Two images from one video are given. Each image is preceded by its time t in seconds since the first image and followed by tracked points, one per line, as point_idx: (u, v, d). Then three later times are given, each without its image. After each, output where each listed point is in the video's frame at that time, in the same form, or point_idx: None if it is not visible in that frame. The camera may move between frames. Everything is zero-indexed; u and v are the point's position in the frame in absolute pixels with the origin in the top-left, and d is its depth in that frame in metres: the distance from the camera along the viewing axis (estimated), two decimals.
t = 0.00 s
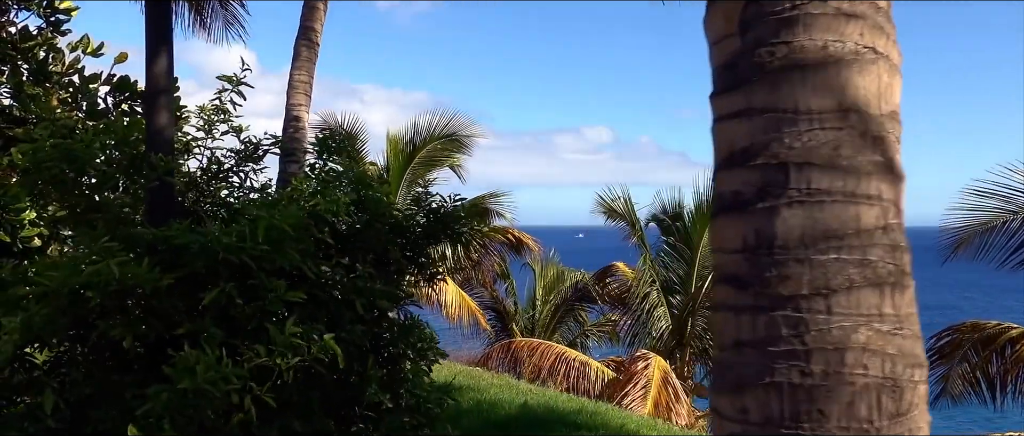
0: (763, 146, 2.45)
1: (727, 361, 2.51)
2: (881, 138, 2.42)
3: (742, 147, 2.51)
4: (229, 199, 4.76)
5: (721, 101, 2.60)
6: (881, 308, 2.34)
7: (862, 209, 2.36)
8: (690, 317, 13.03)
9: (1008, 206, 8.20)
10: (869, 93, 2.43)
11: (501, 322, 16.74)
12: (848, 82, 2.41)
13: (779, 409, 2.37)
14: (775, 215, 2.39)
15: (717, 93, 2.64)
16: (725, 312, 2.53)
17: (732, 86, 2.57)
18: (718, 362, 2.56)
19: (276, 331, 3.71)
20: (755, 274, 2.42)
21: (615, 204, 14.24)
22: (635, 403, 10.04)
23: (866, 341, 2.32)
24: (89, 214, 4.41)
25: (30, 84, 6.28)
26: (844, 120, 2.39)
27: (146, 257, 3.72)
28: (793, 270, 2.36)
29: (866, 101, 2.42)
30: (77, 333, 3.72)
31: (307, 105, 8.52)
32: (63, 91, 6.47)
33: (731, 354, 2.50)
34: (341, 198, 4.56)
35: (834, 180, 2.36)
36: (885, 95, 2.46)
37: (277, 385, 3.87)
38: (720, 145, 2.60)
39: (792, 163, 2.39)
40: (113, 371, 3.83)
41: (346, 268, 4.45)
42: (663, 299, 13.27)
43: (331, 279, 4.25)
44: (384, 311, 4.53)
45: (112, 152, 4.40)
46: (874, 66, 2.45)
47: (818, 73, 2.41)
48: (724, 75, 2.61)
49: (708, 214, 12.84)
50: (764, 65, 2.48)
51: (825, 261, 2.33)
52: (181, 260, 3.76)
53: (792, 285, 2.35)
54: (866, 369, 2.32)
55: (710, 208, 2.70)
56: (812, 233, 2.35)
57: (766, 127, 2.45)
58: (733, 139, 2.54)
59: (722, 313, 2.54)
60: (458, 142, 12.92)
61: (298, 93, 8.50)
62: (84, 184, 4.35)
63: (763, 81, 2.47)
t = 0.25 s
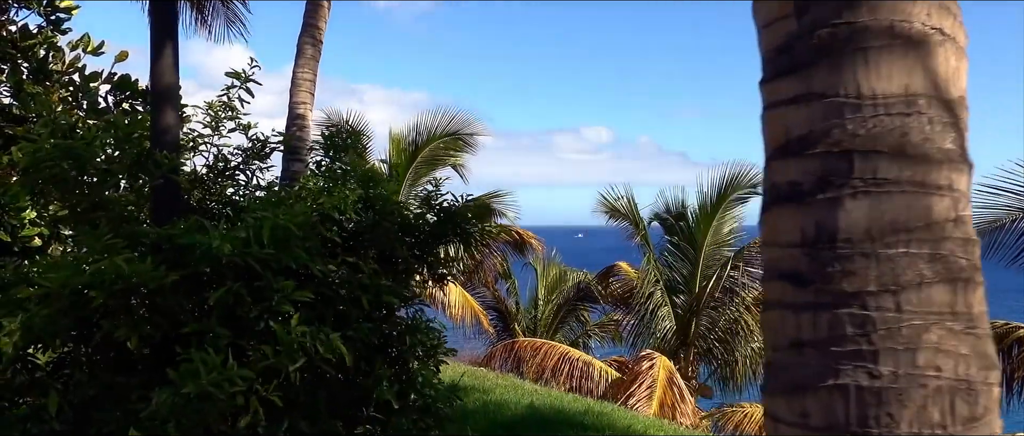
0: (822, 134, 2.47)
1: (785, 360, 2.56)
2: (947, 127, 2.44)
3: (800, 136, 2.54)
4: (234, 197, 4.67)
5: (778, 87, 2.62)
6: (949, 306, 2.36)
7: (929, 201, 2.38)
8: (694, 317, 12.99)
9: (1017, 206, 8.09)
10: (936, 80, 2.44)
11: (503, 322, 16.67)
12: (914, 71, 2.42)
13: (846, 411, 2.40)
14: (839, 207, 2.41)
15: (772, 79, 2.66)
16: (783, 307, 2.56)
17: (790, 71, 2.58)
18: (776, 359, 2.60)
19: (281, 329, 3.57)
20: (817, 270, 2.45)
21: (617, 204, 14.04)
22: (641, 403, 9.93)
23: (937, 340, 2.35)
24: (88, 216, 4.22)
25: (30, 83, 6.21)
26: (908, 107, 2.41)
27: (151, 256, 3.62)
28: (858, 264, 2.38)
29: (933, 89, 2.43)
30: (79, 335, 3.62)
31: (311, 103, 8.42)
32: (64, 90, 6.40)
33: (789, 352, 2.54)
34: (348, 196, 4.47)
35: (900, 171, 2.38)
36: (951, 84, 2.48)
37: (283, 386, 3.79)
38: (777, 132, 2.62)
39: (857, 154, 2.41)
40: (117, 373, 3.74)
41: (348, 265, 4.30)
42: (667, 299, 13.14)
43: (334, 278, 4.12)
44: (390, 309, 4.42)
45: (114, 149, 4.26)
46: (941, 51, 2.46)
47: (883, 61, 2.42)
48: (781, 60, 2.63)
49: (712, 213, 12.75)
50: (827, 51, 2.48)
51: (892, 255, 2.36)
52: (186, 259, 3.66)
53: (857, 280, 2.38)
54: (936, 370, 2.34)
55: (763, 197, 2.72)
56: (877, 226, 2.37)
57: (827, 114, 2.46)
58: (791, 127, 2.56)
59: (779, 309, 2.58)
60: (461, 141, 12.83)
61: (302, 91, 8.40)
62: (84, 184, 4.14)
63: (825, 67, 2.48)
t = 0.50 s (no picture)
0: (878, 123, 2.26)
1: (838, 362, 2.34)
2: (1017, 114, 2.22)
3: (851, 125, 2.32)
4: (239, 196, 4.62)
5: (827, 73, 2.40)
6: (1019, 306, 2.16)
7: (998, 194, 2.16)
8: (698, 317, 12.93)
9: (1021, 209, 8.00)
10: (1003, 63, 2.23)
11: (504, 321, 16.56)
12: (981, 52, 2.20)
13: (901, 421, 2.20)
14: (898, 201, 2.20)
15: (820, 64, 2.44)
16: (835, 307, 2.35)
17: (840, 54, 2.36)
18: (828, 362, 2.38)
19: (289, 332, 3.52)
20: (871, 269, 2.24)
21: (618, 204, 13.95)
22: (645, 404, 9.93)
23: (1004, 342, 2.15)
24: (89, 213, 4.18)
25: (30, 82, 6.14)
26: (975, 92, 2.19)
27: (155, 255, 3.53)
28: (917, 262, 2.18)
29: (1001, 72, 2.22)
30: (82, 336, 3.55)
31: (314, 102, 8.34)
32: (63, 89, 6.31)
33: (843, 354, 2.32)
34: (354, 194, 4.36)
35: (965, 161, 2.16)
36: (1020, 67, 2.25)
37: (290, 388, 3.71)
38: (827, 122, 2.40)
39: (918, 144, 2.19)
40: (120, 374, 3.67)
41: (354, 265, 4.17)
42: (670, 299, 13.11)
43: (340, 278, 3.98)
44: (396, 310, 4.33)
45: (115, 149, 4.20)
46: (1007, 32, 2.25)
47: (946, 41, 2.21)
48: (830, 43, 2.41)
49: (716, 213, 12.67)
50: (881, 31, 2.27)
51: (958, 253, 2.15)
52: (190, 258, 3.58)
53: (918, 279, 2.17)
54: (1003, 375, 2.15)
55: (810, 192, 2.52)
56: (941, 222, 2.16)
57: (884, 102, 2.25)
58: (842, 115, 2.35)
59: (830, 309, 2.36)
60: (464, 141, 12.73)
61: (305, 89, 8.30)
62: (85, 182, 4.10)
63: (881, 50, 2.26)
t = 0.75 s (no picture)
0: (952, 114, 2.20)
1: (908, 369, 2.27)
2: None
3: (921, 118, 2.25)
4: (245, 195, 4.54)
5: (893, 63, 2.31)
6: None
7: None
8: (702, 317, 12.86)
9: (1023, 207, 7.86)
10: None
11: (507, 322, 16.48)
12: None
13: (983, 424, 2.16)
14: (976, 195, 2.15)
15: (884, 54, 2.36)
16: (903, 311, 2.27)
17: (909, 44, 2.28)
18: (895, 369, 2.32)
19: (297, 334, 3.43)
20: (949, 266, 2.17)
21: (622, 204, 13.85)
22: (651, 405, 9.87)
23: None
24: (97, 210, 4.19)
25: (31, 81, 6.04)
26: None
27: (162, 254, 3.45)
28: (997, 261, 2.14)
29: None
30: (88, 337, 3.48)
31: (317, 101, 8.27)
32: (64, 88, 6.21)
33: (914, 361, 2.26)
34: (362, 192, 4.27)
35: None
36: None
37: (299, 390, 3.62)
38: (893, 115, 2.32)
39: (995, 137, 2.16)
40: (127, 376, 3.59)
41: (363, 265, 4.09)
42: (674, 299, 13.04)
43: (349, 278, 3.90)
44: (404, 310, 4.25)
45: (117, 148, 4.12)
46: None
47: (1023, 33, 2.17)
48: (895, 31, 2.33)
49: (721, 212, 12.63)
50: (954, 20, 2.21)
51: None
52: (196, 259, 3.48)
53: (997, 277, 2.13)
54: None
55: (867, 188, 2.44)
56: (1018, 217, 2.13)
57: (958, 93, 2.19)
58: (912, 107, 2.27)
59: (898, 313, 2.28)
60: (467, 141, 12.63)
61: (309, 88, 8.22)
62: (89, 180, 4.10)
63: (955, 39, 2.20)
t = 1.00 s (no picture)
0: None
1: (976, 377, 1.98)
2: None
3: (989, 109, 2.00)
4: (251, 196, 4.48)
5: (958, 50, 2.06)
6: None
7: None
8: (707, 318, 12.82)
9: None
10: None
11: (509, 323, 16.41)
12: None
13: None
14: None
15: (947, 44, 2.09)
16: (969, 315, 1.99)
17: (974, 28, 2.04)
18: (960, 376, 2.02)
19: (306, 334, 3.36)
20: None
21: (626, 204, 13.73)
22: (657, 406, 9.82)
23: None
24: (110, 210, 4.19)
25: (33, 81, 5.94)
26: None
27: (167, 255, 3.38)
28: None
29: None
30: (94, 339, 3.41)
31: (321, 101, 8.21)
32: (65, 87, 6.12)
33: (983, 368, 1.97)
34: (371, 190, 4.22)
35: None
36: None
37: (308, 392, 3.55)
38: (954, 107, 2.06)
39: None
40: (133, 379, 3.52)
41: (372, 266, 4.04)
42: (679, 299, 12.98)
43: (358, 279, 3.84)
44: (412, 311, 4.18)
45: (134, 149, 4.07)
46: None
47: None
48: (960, 14, 2.08)
49: (726, 212, 12.57)
50: None
51: None
52: (204, 261, 3.40)
53: None
54: None
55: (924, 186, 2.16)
56: None
57: None
58: (978, 98, 2.01)
59: (962, 316, 2.00)
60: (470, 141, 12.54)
61: (312, 86, 8.16)
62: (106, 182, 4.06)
63: None
